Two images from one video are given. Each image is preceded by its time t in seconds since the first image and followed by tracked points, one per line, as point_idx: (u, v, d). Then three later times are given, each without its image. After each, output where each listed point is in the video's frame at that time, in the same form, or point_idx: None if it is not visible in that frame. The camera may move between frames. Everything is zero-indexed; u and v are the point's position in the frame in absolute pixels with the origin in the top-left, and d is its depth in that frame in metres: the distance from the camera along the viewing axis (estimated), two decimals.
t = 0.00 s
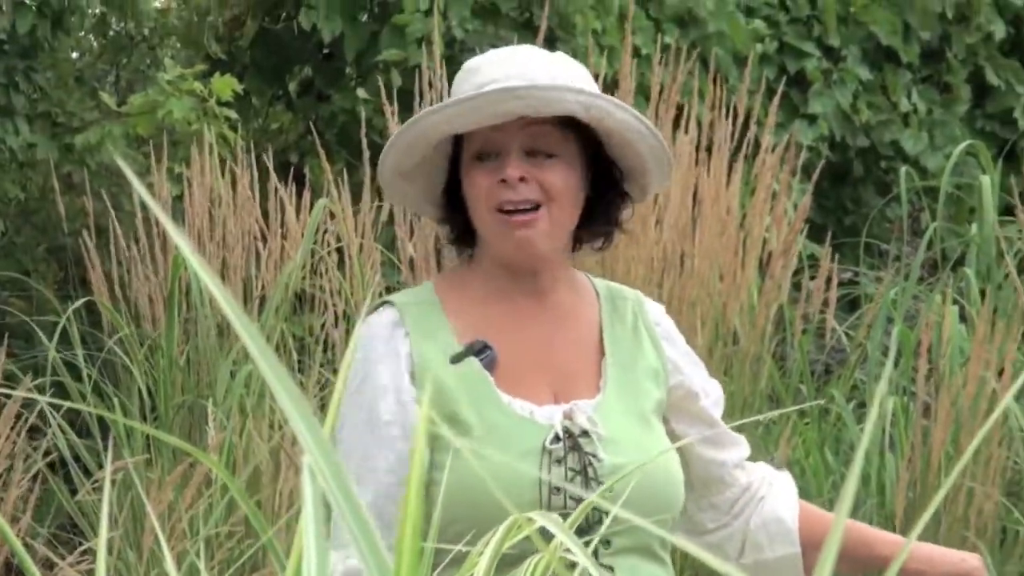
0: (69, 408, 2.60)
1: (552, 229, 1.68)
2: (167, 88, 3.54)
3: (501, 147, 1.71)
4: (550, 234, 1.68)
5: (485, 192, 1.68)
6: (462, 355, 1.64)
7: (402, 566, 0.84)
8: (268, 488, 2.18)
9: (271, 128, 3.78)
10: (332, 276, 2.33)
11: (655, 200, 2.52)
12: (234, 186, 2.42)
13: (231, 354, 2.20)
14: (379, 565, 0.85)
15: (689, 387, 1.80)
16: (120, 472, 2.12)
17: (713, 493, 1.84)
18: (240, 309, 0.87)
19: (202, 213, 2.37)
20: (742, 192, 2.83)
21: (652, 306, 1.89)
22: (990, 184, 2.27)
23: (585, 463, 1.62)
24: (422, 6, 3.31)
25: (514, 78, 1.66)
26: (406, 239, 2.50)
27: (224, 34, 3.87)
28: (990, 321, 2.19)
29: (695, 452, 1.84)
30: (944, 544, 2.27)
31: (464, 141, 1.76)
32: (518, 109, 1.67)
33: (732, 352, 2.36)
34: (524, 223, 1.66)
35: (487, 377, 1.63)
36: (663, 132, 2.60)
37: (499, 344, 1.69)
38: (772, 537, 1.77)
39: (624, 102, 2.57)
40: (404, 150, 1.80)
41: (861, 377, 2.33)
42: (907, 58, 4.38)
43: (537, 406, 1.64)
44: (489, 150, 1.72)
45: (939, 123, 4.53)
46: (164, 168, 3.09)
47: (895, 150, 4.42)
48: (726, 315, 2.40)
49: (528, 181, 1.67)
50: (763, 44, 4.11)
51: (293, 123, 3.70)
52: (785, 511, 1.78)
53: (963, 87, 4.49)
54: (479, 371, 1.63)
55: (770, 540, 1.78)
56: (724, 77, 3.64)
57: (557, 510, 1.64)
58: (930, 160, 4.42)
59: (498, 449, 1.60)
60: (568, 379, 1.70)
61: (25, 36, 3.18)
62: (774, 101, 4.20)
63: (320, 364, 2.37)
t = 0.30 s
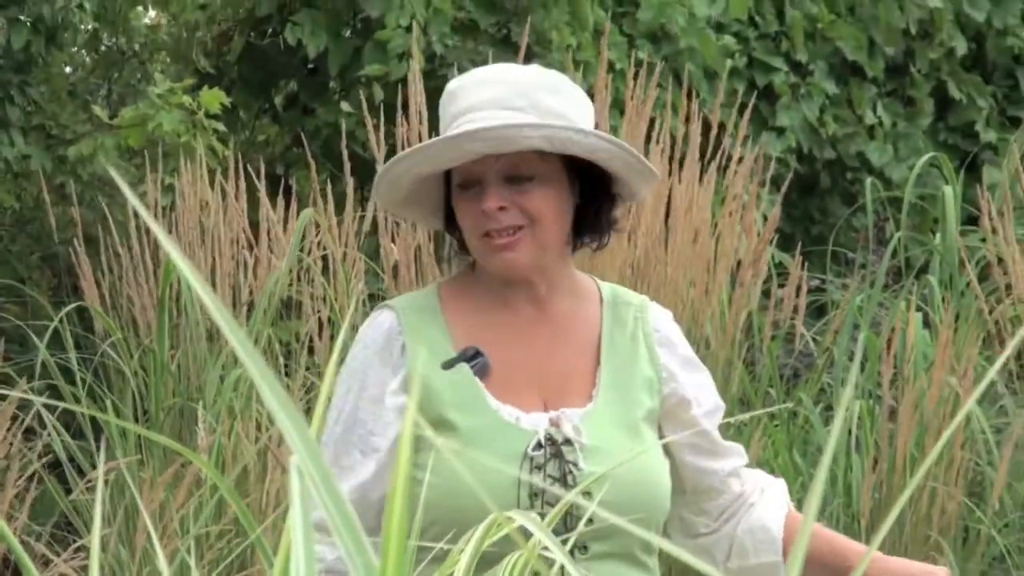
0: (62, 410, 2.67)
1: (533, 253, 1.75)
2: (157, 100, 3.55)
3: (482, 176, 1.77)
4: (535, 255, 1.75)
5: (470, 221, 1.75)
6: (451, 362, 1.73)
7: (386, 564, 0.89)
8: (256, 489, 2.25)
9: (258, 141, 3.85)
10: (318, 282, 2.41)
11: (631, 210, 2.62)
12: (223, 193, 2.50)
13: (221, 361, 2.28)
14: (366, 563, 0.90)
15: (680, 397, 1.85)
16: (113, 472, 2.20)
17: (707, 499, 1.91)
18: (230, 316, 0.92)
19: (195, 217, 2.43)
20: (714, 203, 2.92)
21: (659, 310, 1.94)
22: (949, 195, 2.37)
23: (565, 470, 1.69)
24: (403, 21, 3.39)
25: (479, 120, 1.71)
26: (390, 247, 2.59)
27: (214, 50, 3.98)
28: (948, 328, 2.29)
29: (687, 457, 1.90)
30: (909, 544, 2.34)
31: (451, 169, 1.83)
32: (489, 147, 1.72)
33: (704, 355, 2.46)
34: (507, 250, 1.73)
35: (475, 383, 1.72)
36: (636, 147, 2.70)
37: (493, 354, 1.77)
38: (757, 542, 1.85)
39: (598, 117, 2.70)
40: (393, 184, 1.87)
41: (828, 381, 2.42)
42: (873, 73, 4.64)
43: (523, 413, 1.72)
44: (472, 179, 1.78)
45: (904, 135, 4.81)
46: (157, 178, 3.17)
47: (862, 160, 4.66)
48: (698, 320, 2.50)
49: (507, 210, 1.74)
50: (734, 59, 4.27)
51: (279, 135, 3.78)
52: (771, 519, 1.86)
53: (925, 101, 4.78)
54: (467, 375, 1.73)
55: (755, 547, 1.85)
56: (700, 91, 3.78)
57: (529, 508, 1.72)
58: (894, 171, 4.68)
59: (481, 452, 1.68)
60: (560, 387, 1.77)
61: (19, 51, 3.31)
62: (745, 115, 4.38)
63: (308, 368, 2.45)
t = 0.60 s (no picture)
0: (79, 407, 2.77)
1: (534, 256, 1.83)
2: (170, 108, 3.51)
3: (483, 184, 1.85)
4: (534, 259, 1.83)
5: (473, 226, 1.83)
6: (461, 362, 1.81)
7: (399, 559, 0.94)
8: (267, 483, 2.33)
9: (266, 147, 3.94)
10: (326, 284, 2.50)
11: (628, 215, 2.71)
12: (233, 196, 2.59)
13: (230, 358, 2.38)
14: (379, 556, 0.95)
15: (680, 393, 1.91)
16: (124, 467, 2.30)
17: (703, 491, 1.98)
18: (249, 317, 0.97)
19: (207, 218, 2.51)
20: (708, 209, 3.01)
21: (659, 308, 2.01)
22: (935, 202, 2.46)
23: (567, 464, 1.77)
24: (407, 32, 3.46)
25: (478, 130, 1.79)
26: (395, 251, 2.68)
27: (223, 58, 4.05)
28: (935, 330, 2.37)
29: (684, 453, 1.96)
30: (897, 538, 2.43)
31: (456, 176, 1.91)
32: (487, 155, 1.80)
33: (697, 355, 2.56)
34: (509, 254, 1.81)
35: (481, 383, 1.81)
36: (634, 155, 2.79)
37: (497, 355, 1.85)
38: (748, 537, 1.92)
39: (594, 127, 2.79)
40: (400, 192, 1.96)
41: (819, 381, 2.51)
42: (862, 82, 4.77)
43: (526, 411, 1.80)
44: (474, 186, 1.86)
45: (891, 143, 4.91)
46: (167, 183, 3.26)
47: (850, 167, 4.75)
48: (692, 323, 2.57)
49: (508, 216, 1.82)
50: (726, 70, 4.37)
51: (287, 142, 3.88)
52: (763, 515, 1.93)
53: (911, 109, 4.88)
54: (475, 376, 1.81)
55: (746, 541, 1.93)
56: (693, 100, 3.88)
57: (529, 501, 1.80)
58: (881, 178, 4.78)
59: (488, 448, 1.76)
60: (563, 385, 1.85)
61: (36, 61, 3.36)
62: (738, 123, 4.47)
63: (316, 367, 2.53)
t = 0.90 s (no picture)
0: (95, 397, 2.86)
1: (540, 244, 1.86)
2: (183, 110, 3.72)
3: (494, 170, 1.90)
4: (538, 248, 1.85)
5: (480, 211, 1.87)
6: (469, 357, 1.83)
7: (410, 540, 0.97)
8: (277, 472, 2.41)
9: (276, 147, 4.05)
10: (335, 279, 2.60)
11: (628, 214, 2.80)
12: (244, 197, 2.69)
13: (240, 352, 2.48)
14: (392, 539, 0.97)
15: (678, 386, 1.94)
16: (138, 456, 2.41)
17: (700, 481, 2.02)
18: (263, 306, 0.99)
19: (220, 218, 2.61)
20: (702, 209, 3.10)
21: (657, 306, 2.04)
22: (922, 200, 2.55)
23: (575, 454, 1.80)
24: (412, 38, 3.54)
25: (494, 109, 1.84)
26: (400, 247, 2.78)
27: (235, 61, 4.15)
28: (926, 325, 2.44)
29: (681, 445, 2.00)
30: (887, 528, 2.50)
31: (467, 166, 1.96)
32: (500, 138, 1.86)
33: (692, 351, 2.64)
34: (513, 240, 1.84)
35: (486, 374, 1.83)
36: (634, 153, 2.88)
37: (502, 346, 1.87)
38: (743, 525, 1.94)
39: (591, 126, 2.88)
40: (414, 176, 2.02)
41: (810, 374, 2.60)
42: (851, 87, 4.86)
43: (533, 403, 1.82)
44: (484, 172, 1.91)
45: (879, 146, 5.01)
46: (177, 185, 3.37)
47: (841, 170, 4.85)
48: (687, 318, 2.65)
49: (516, 202, 1.85)
50: (720, 75, 4.47)
51: (296, 143, 3.99)
52: (758, 503, 1.95)
53: (898, 112, 4.98)
54: (484, 372, 1.82)
55: (743, 528, 1.96)
56: (689, 102, 3.98)
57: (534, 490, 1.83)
58: (869, 179, 4.88)
59: (499, 439, 1.79)
60: (566, 378, 1.87)
61: (54, 64, 3.47)
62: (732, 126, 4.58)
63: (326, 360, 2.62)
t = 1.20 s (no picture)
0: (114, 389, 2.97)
1: (537, 234, 1.90)
2: (198, 113, 3.98)
3: (493, 161, 1.95)
4: (535, 237, 1.90)
5: (478, 201, 1.91)
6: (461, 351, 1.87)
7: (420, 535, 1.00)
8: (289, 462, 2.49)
9: (289, 149, 4.17)
10: (348, 275, 2.69)
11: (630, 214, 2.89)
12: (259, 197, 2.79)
13: (254, 347, 2.57)
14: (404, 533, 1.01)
15: (668, 380, 1.99)
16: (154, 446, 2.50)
17: (690, 473, 2.05)
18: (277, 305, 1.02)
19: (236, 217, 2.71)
20: (701, 209, 3.20)
21: (650, 307, 2.07)
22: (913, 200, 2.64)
23: (565, 444, 1.84)
24: (421, 42, 3.66)
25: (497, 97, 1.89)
26: (410, 246, 2.87)
27: (250, 66, 4.33)
28: (917, 321, 2.54)
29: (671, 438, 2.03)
30: (879, 518, 2.58)
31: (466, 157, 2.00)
32: (500, 126, 1.91)
33: (690, 346, 2.72)
34: (510, 228, 1.88)
35: (479, 366, 1.87)
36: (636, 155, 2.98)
37: (496, 337, 1.91)
38: (731, 516, 1.98)
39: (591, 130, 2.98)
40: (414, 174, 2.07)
41: (806, 368, 2.69)
42: (844, 92, 4.90)
43: (525, 395, 1.86)
44: (483, 164, 1.96)
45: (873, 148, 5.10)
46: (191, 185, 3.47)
47: (835, 172, 4.95)
48: (686, 314, 2.74)
49: (514, 191, 1.90)
50: (718, 79, 4.58)
51: (309, 145, 4.12)
52: (746, 494, 1.99)
53: (891, 115, 5.08)
54: (477, 364, 1.87)
55: (730, 518, 1.99)
56: (687, 105, 4.08)
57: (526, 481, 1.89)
58: (864, 180, 4.97)
59: (494, 430, 1.84)
60: (558, 370, 1.91)
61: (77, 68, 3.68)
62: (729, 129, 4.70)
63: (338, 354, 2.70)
